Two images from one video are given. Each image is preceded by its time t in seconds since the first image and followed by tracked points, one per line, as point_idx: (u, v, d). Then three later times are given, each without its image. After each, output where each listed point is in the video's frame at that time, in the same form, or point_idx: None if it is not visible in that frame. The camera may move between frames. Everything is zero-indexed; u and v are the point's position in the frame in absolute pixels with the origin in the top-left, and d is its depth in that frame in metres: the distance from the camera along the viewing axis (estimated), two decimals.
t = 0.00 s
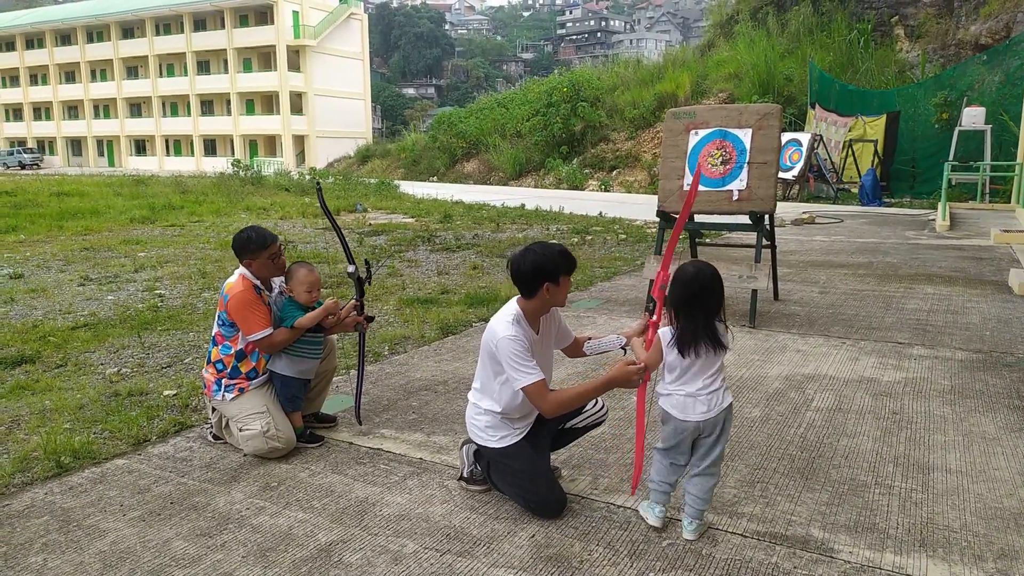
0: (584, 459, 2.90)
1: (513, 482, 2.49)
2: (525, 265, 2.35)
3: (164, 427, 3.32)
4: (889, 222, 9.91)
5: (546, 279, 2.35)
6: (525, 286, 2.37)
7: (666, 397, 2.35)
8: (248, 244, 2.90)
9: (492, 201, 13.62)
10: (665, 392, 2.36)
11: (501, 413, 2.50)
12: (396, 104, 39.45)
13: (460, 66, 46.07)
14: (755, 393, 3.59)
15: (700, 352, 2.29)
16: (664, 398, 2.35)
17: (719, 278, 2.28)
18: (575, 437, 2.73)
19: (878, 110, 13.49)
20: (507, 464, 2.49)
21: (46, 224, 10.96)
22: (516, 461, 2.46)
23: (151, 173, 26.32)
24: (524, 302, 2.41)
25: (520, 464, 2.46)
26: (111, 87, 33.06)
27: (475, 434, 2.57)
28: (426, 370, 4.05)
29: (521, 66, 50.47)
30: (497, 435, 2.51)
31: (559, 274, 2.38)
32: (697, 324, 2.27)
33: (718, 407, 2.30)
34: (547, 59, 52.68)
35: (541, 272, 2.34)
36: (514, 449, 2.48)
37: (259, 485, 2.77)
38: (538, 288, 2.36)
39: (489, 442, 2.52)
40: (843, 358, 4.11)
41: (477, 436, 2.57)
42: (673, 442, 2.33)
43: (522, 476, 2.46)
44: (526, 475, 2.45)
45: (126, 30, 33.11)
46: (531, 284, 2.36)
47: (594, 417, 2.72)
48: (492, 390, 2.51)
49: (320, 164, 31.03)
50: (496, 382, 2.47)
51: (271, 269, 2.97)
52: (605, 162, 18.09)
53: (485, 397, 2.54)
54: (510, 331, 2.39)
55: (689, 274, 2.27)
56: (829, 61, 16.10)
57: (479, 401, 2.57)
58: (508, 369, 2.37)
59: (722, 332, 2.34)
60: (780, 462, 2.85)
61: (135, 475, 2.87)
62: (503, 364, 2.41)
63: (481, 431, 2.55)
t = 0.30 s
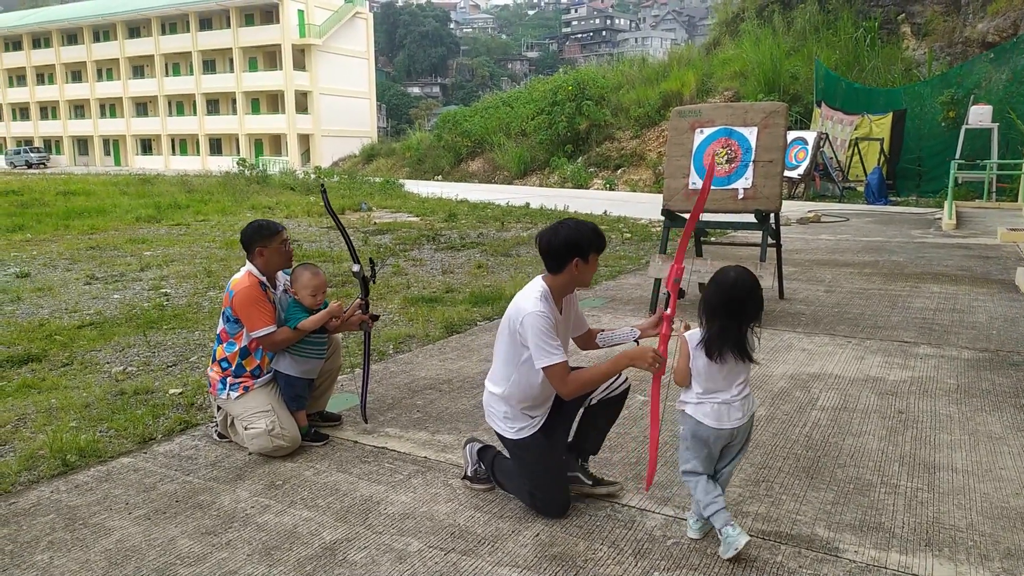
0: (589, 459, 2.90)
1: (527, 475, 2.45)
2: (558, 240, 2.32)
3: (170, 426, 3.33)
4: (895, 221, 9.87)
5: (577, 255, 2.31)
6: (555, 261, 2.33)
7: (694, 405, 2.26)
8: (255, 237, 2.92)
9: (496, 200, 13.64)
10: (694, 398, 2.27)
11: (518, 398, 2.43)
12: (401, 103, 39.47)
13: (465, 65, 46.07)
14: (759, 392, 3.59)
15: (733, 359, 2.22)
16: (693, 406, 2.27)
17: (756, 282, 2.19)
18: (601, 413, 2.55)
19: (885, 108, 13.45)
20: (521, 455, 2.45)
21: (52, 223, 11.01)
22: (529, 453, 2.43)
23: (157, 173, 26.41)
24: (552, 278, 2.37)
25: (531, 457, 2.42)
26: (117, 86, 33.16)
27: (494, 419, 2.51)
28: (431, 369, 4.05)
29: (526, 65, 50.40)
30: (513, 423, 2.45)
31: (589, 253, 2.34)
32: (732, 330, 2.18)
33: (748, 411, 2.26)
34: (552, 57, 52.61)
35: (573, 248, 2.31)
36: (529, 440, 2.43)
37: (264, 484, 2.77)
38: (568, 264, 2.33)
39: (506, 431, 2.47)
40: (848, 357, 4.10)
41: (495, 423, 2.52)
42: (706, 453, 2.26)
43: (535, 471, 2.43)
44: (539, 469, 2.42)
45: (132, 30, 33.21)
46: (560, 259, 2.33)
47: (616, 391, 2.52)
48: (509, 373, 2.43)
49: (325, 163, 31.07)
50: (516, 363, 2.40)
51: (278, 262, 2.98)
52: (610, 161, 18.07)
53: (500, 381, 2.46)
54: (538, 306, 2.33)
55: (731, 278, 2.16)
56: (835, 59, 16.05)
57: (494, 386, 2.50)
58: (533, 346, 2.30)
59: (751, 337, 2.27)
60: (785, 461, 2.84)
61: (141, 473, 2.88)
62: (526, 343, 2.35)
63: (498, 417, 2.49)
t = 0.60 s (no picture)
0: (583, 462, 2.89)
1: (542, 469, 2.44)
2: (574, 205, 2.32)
3: (162, 431, 3.31)
4: (887, 222, 9.91)
5: (589, 218, 2.29)
6: (572, 226, 2.33)
7: (711, 416, 2.14)
8: (250, 240, 2.92)
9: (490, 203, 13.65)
10: (711, 410, 2.15)
11: (538, 369, 2.37)
12: (394, 106, 39.45)
13: (458, 68, 46.12)
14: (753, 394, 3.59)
15: (748, 370, 2.10)
16: (710, 417, 2.14)
17: (776, 292, 2.07)
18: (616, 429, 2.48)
19: (876, 109, 13.50)
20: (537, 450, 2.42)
21: (44, 228, 10.96)
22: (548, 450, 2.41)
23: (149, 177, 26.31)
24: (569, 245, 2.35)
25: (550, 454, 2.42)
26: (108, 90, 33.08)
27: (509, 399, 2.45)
28: (425, 373, 4.05)
29: (518, 68, 50.45)
30: (533, 399, 2.38)
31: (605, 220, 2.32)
32: (746, 338, 2.07)
33: (771, 427, 2.11)
34: (545, 60, 52.74)
35: (586, 211, 2.30)
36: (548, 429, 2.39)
37: (257, 489, 2.76)
38: (579, 227, 2.31)
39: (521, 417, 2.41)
40: (841, 358, 4.11)
41: (509, 405, 2.45)
42: (725, 471, 2.12)
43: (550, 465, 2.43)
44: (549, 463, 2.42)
45: (123, 34, 33.13)
46: (575, 224, 2.32)
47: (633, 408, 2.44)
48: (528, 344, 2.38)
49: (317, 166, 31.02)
50: (535, 332, 2.36)
51: (271, 266, 2.97)
52: (603, 163, 18.10)
53: (518, 355, 2.41)
54: (555, 269, 2.30)
55: (746, 285, 2.05)
56: (826, 61, 16.12)
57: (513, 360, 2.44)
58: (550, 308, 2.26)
59: (772, 348, 2.13)
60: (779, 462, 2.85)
61: (133, 479, 2.86)
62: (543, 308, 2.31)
63: (513, 396, 2.43)
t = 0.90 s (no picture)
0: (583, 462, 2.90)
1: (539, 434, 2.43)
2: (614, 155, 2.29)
3: (162, 430, 3.31)
4: (887, 222, 9.92)
5: (627, 168, 2.27)
6: (608, 175, 2.30)
7: (735, 416, 2.11)
8: (249, 239, 2.91)
9: (489, 202, 13.65)
10: (736, 411, 2.12)
11: (553, 319, 2.33)
12: (393, 106, 39.44)
13: (458, 68, 46.07)
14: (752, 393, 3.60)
15: (775, 370, 2.03)
16: (734, 417, 2.12)
17: (805, 293, 2.01)
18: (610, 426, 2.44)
19: (875, 110, 13.50)
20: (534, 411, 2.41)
21: (43, 226, 10.95)
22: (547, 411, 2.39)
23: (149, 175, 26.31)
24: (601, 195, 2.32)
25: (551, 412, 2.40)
26: (108, 89, 33.07)
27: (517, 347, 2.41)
28: (425, 371, 4.05)
29: (518, 68, 50.44)
30: (544, 350, 2.34)
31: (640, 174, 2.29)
32: (772, 338, 2.02)
33: (796, 433, 2.04)
34: (545, 60, 52.70)
35: (624, 163, 2.27)
36: (550, 379, 2.35)
37: (257, 487, 2.76)
38: (616, 177, 2.28)
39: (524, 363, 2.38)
40: (841, 358, 4.12)
41: (514, 348, 2.42)
42: (743, 471, 2.09)
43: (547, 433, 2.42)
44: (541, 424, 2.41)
45: (123, 33, 33.12)
46: (612, 172, 2.29)
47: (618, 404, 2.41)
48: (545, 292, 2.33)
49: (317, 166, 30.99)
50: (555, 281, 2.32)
51: (270, 265, 2.96)
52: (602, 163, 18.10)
53: (531, 303, 2.36)
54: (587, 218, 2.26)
55: (773, 284, 2.01)
56: (826, 62, 16.13)
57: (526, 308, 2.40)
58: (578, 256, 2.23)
59: (803, 353, 2.06)
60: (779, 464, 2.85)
61: (133, 477, 2.86)
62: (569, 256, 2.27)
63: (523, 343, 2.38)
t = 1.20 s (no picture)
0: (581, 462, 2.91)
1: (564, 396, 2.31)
2: (630, 105, 2.23)
3: (159, 428, 3.31)
4: (886, 224, 9.92)
5: (646, 121, 2.20)
6: (623, 126, 2.24)
7: (788, 427, 2.07)
8: (250, 238, 2.91)
9: (489, 202, 13.63)
10: (790, 422, 2.08)
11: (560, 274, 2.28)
12: (393, 105, 39.42)
13: (457, 67, 46.01)
14: (751, 395, 3.60)
15: (832, 380, 1.99)
16: (787, 427, 2.08)
17: (863, 302, 1.97)
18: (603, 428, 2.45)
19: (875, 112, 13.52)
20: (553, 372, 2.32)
21: (41, 225, 10.92)
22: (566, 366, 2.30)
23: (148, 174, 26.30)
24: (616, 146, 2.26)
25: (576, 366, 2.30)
26: (107, 87, 33.04)
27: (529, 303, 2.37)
28: (423, 371, 4.04)
29: (518, 68, 50.42)
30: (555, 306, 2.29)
31: (658, 127, 2.22)
32: (824, 346, 1.98)
33: (851, 448, 1.98)
34: (544, 60, 52.68)
35: (642, 114, 2.21)
36: (568, 336, 2.30)
37: (255, 486, 2.76)
38: (631, 129, 2.23)
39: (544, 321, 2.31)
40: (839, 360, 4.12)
41: (529, 305, 2.37)
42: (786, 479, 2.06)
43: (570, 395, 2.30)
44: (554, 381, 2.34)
45: (122, 31, 33.07)
46: (627, 125, 2.24)
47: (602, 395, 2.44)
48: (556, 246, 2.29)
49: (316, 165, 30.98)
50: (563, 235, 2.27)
51: (269, 263, 2.96)
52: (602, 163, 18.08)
53: (546, 259, 2.33)
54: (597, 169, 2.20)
55: (828, 295, 1.96)
56: (826, 64, 16.14)
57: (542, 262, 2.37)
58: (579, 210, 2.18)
59: (860, 364, 2.00)
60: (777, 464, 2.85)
61: (130, 476, 2.86)
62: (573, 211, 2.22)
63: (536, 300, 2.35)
